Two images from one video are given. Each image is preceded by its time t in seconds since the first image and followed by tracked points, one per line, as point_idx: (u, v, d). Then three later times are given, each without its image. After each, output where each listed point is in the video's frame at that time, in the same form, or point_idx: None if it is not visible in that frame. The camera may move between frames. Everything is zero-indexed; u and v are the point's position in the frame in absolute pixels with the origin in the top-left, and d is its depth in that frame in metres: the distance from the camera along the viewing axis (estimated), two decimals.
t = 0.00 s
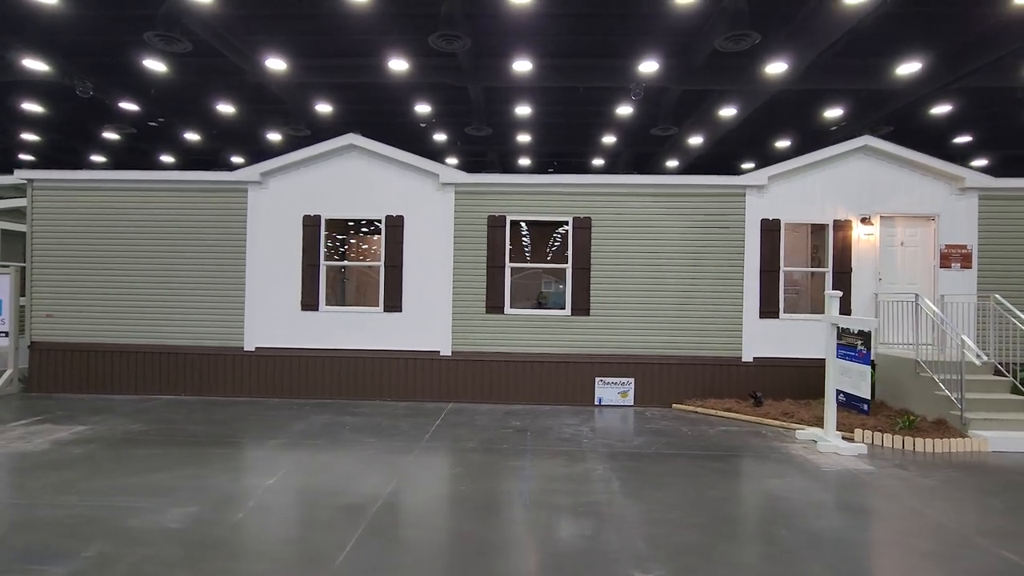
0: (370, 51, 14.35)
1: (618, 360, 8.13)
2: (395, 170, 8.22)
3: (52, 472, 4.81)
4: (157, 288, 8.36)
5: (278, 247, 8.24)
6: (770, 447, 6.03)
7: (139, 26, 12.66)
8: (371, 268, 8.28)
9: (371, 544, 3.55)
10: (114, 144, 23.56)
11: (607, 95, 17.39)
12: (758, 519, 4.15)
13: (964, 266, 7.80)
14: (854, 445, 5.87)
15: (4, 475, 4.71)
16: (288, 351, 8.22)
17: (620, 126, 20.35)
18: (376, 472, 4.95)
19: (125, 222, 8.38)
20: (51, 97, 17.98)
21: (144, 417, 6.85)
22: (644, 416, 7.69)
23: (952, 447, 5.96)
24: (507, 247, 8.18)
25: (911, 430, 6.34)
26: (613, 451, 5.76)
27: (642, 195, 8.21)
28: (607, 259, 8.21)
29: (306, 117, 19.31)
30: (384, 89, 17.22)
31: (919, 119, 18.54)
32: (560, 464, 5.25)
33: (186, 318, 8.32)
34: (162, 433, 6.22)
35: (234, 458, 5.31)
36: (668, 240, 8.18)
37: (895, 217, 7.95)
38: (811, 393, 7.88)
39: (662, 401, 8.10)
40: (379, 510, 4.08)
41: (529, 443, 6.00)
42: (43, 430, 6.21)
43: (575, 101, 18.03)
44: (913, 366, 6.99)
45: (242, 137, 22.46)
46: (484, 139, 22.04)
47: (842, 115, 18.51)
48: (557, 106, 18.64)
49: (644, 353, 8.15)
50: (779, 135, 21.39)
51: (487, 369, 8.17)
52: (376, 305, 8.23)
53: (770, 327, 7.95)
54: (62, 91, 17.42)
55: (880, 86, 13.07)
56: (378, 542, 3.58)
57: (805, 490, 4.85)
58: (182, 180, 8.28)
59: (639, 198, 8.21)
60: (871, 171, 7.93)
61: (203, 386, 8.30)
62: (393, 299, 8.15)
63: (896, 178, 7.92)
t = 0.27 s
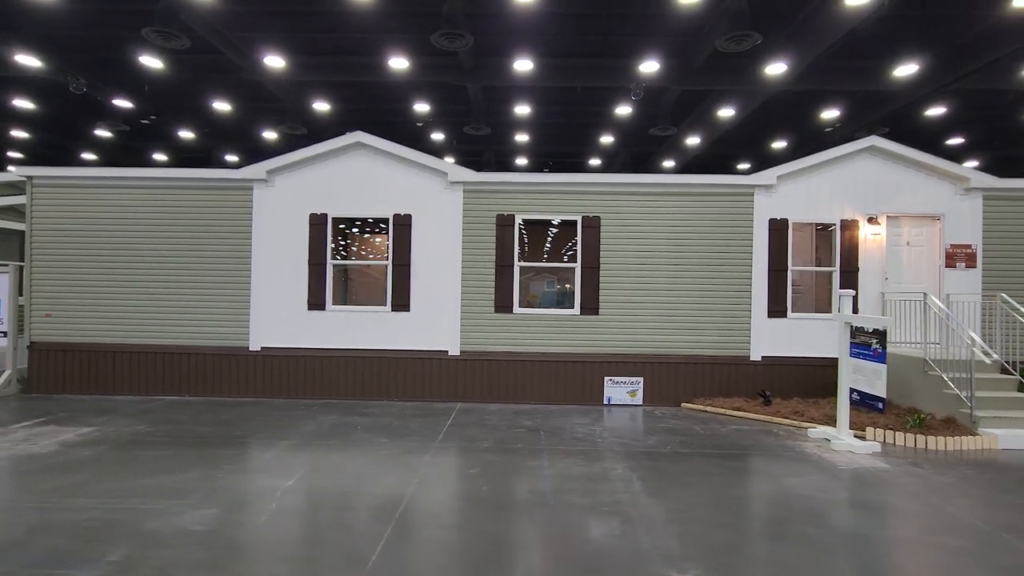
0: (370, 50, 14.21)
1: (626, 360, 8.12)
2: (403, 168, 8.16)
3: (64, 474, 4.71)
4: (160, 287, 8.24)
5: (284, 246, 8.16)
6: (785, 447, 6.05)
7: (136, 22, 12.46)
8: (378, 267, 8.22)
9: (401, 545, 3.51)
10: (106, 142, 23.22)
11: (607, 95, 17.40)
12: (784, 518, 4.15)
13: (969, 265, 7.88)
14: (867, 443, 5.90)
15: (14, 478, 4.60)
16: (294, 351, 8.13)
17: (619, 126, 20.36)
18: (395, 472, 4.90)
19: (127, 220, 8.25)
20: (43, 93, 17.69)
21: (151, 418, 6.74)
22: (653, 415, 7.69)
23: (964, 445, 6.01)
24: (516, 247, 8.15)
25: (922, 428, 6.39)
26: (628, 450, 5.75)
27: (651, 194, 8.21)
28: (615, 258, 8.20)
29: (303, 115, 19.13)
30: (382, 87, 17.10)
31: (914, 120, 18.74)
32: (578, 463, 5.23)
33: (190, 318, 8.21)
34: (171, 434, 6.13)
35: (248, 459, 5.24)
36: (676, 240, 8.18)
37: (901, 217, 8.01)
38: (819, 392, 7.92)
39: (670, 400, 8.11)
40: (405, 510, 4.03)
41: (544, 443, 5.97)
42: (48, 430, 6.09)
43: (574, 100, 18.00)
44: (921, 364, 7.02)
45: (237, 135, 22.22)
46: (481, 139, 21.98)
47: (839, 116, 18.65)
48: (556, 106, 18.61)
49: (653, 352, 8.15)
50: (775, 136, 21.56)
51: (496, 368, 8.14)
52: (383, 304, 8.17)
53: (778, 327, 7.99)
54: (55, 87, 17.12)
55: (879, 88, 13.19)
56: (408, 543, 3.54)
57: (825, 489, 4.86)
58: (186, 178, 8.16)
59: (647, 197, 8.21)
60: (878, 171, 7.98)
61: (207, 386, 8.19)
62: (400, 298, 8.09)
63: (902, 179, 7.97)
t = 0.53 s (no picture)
0: (370, 49, 14.13)
1: (634, 361, 8.13)
2: (409, 169, 8.11)
3: (75, 479, 4.62)
4: (162, 289, 8.11)
5: (290, 247, 8.07)
6: (796, 448, 6.08)
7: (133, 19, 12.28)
8: (385, 268, 8.16)
9: (430, 550, 3.48)
10: (97, 141, 22.91)
11: (606, 95, 17.41)
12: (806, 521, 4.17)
13: (972, 267, 7.97)
14: (878, 444, 5.94)
15: (24, 483, 4.51)
16: (299, 353, 8.05)
17: (617, 127, 20.38)
18: (413, 477, 4.86)
19: (128, 221, 8.12)
20: (34, 90, 17.40)
21: (156, 421, 6.64)
22: (661, 416, 7.70)
23: (973, 445, 6.07)
24: (523, 248, 8.13)
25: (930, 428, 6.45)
26: (643, 452, 5.75)
27: (659, 196, 8.22)
28: (623, 260, 8.20)
29: (300, 115, 18.98)
30: (381, 87, 17.03)
31: (908, 123, 18.94)
32: (596, 466, 5.22)
33: (193, 320, 8.09)
34: (180, 437, 6.05)
35: (261, 463, 5.17)
36: (683, 241, 8.20)
37: (905, 219, 8.08)
38: (825, 393, 7.97)
39: (678, 401, 8.12)
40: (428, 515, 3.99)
41: (558, 445, 5.95)
42: (53, 435, 5.99)
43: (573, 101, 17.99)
44: (927, 364, 7.09)
45: (232, 134, 21.99)
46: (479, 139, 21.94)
47: (834, 118, 18.80)
48: (555, 106, 18.60)
49: (661, 354, 8.16)
50: (771, 138, 21.71)
51: (503, 370, 8.11)
52: (389, 306, 8.10)
53: (785, 328, 8.03)
54: (46, 84, 16.84)
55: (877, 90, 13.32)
56: (437, 549, 3.51)
57: (842, 491, 4.89)
58: (189, 178, 8.05)
59: (654, 199, 8.22)
60: (882, 173, 8.04)
61: (211, 389, 8.08)
62: (407, 299, 8.04)
63: (906, 181, 8.05)
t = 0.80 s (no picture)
0: (368, 47, 13.93)
1: (640, 360, 8.14)
2: (416, 167, 8.07)
3: (85, 481, 4.54)
4: (163, 288, 7.99)
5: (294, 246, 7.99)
6: (807, 447, 6.12)
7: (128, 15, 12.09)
8: (390, 267, 8.10)
9: (458, 552, 3.45)
10: (88, 138, 22.57)
11: (604, 96, 17.43)
12: (826, 520, 4.19)
13: (973, 267, 8.06)
14: (888, 442, 5.99)
15: (35, 485, 4.42)
16: (304, 353, 7.97)
17: (614, 127, 20.41)
18: (431, 478, 4.82)
19: (129, 219, 7.99)
20: (24, 86, 17.09)
21: (161, 423, 6.54)
22: (669, 415, 7.71)
23: (980, 443, 6.14)
24: (530, 247, 8.11)
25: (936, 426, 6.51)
26: (656, 451, 5.75)
27: (665, 196, 8.23)
28: (630, 259, 8.21)
29: (296, 113, 18.80)
30: (378, 86, 16.91)
31: (901, 125, 19.15)
32: (611, 465, 5.21)
33: (196, 320, 7.99)
34: (188, 439, 5.96)
35: (274, 464, 5.11)
36: (690, 241, 8.22)
37: (908, 219, 8.17)
38: (830, 392, 8.03)
39: (684, 400, 8.14)
40: (451, 517, 3.96)
41: (570, 445, 5.94)
42: (57, 437, 5.88)
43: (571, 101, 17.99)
44: (932, 363, 7.13)
45: (226, 132, 21.76)
46: (475, 139, 21.88)
47: (829, 119, 18.97)
48: (552, 106, 18.59)
49: (667, 353, 8.18)
50: (766, 138, 21.86)
51: (510, 370, 8.09)
52: (395, 307, 8.05)
53: (790, 327, 8.08)
54: (37, 80, 16.55)
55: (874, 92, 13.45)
56: (463, 550, 3.48)
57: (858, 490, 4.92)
58: (192, 176, 7.94)
59: (660, 198, 8.24)
60: (886, 174, 8.12)
61: (214, 390, 7.98)
62: (414, 299, 7.99)
63: (909, 182, 8.13)
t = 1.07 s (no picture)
0: (366, 46, 13.79)
1: (646, 361, 8.14)
2: (420, 167, 8.01)
3: (94, 486, 4.44)
4: (163, 289, 7.86)
5: (298, 246, 7.90)
6: (815, 447, 6.15)
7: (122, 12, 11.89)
8: (394, 268, 8.03)
9: (483, 557, 3.41)
10: (77, 136, 22.21)
11: (602, 96, 17.45)
12: (845, 522, 4.20)
13: (973, 268, 8.15)
14: (895, 441, 6.04)
15: (41, 491, 4.32)
16: (308, 355, 7.88)
17: (611, 128, 20.44)
18: (446, 481, 4.78)
19: (128, 218, 7.85)
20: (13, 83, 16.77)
21: (164, 426, 6.43)
22: (675, 416, 7.72)
23: (985, 442, 6.21)
24: (536, 248, 8.08)
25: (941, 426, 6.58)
26: (668, 452, 5.75)
27: (670, 196, 8.24)
28: (635, 260, 8.21)
29: (291, 112, 18.61)
30: (375, 84, 16.80)
31: (894, 127, 19.36)
32: (625, 467, 5.20)
33: (197, 321, 7.87)
34: (193, 442, 5.87)
35: (285, 468, 5.04)
36: (694, 242, 8.24)
37: (909, 221, 8.24)
38: (834, 392, 8.08)
39: (689, 401, 8.15)
40: (472, 520, 3.92)
41: (582, 446, 5.92)
42: (58, 441, 5.75)
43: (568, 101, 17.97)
44: (935, 363, 7.17)
45: (219, 131, 21.51)
46: (471, 139, 21.81)
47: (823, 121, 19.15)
48: (550, 106, 18.56)
49: (672, 354, 8.19)
50: (760, 140, 22.00)
51: (515, 371, 8.05)
52: (400, 307, 7.99)
53: (794, 327, 8.12)
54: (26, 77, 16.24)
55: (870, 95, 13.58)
56: (488, 555, 3.45)
57: (871, 490, 4.94)
58: (193, 175, 7.82)
59: (665, 199, 8.25)
60: (888, 175, 8.19)
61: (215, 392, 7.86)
62: (419, 299, 7.94)
63: (910, 183, 8.20)
